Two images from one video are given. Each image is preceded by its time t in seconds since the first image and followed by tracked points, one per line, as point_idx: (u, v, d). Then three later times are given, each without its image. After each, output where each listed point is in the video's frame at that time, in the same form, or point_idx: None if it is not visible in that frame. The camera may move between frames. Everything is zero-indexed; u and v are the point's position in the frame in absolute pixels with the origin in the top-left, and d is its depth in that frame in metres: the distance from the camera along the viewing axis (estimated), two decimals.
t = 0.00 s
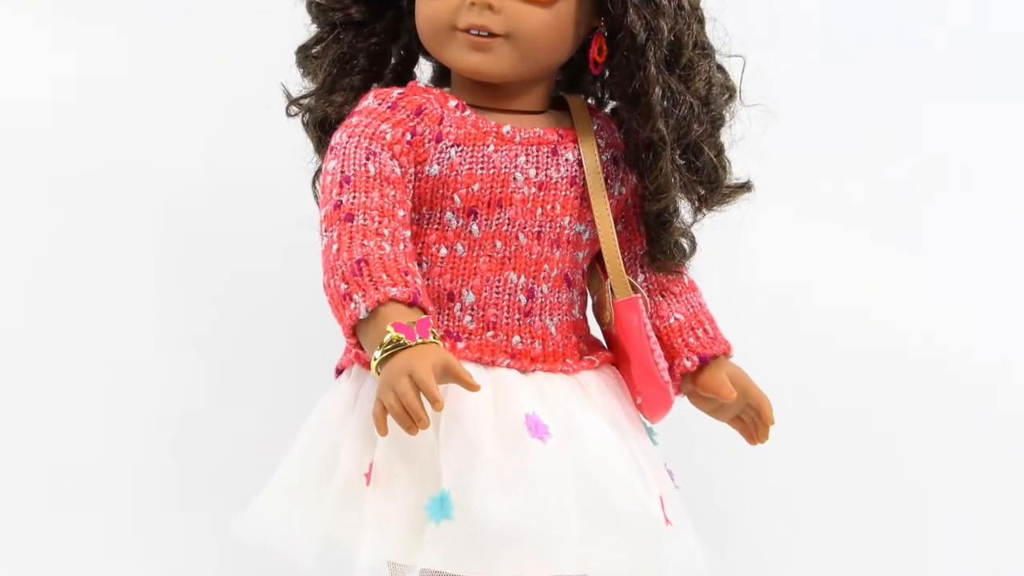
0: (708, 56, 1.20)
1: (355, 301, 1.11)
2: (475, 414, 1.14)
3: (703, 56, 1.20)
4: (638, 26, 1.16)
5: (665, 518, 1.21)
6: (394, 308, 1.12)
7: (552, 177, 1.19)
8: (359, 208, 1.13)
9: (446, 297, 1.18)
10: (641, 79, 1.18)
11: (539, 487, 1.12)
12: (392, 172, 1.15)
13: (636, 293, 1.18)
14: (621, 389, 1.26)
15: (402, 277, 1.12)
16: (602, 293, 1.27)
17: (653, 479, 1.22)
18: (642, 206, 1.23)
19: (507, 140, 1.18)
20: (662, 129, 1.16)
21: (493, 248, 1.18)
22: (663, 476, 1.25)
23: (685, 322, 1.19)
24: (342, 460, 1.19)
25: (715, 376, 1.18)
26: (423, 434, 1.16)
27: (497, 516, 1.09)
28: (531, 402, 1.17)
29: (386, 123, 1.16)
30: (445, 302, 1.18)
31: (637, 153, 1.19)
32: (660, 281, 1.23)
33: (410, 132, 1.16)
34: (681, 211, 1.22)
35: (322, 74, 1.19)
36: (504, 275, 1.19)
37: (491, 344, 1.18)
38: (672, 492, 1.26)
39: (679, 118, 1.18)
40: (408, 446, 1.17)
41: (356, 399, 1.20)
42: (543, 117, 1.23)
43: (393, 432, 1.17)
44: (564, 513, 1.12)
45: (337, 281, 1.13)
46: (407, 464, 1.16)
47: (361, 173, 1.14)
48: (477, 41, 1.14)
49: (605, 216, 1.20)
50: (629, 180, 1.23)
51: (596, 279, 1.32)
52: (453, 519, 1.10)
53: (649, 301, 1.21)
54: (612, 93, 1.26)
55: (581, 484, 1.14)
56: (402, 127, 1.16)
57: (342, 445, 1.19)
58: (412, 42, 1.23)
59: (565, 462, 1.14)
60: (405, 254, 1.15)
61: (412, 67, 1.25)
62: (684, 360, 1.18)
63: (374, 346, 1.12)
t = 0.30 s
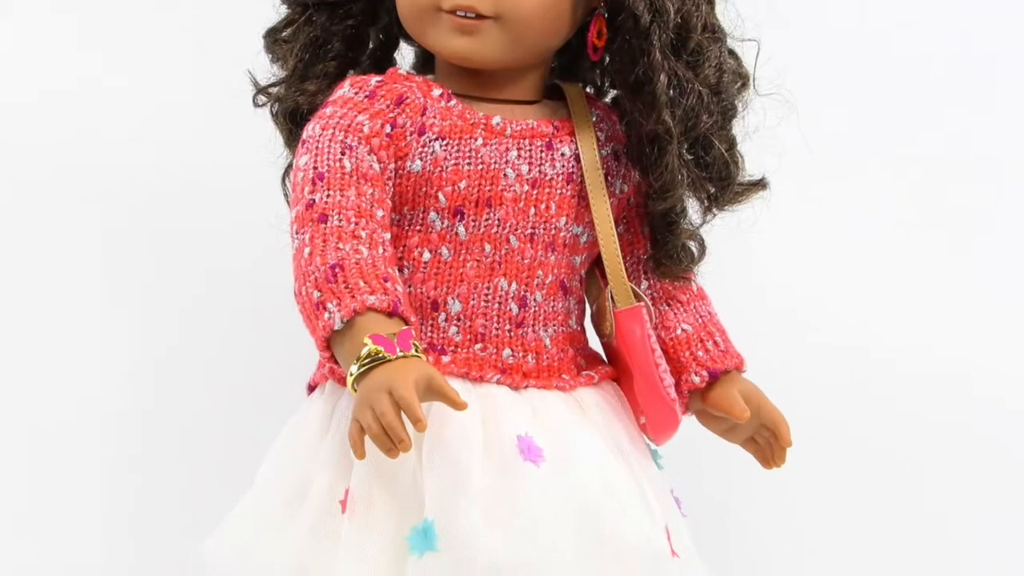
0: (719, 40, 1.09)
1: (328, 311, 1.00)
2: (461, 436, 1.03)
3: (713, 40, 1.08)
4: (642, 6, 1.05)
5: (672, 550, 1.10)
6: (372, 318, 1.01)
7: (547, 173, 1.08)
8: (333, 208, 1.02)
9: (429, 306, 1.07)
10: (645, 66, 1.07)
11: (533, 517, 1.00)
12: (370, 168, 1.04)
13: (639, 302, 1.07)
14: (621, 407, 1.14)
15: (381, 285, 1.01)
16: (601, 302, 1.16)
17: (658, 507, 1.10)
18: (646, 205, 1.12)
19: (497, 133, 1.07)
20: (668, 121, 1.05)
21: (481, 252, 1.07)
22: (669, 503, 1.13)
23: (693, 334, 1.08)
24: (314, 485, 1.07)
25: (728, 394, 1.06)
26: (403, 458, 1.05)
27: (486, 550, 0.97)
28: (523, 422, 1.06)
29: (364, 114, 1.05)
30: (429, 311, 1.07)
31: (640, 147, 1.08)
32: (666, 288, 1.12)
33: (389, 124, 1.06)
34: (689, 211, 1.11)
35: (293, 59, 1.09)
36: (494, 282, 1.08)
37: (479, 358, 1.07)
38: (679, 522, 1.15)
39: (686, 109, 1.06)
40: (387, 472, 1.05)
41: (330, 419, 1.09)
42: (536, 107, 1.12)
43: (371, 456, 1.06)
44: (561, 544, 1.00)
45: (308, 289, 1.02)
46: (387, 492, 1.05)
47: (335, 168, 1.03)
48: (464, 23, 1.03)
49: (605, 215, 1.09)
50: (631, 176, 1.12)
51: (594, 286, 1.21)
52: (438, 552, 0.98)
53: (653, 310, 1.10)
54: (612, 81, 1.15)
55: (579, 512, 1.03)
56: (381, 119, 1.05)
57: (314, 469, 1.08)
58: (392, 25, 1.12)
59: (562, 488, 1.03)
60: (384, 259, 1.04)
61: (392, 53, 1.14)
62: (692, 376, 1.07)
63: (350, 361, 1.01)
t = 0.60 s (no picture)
0: (730, 23, 0.98)
1: (301, 321, 0.90)
2: (447, 458, 0.93)
3: (725, 23, 0.98)
4: None
5: None
6: (349, 329, 0.91)
7: (541, 169, 0.99)
8: (306, 207, 0.93)
9: (411, 316, 0.97)
10: (649, 52, 0.98)
11: (527, 547, 0.90)
12: (346, 164, 0.95)
13: (642, 311, 0.97)
14: (622, 426, 1.05)
15: (359, 292, 0.92)
16: (599, 311, 1.06)
17: (664, 537, 1.00)
18: (650, 204, 1.02)
19: (486, 125, 0.98)
20: (674, 112, 0.96)
21: (469, 256, 0.97)
22: (676, 533, 1.03)
23: (702, 346, 0.99)
24: (284, 513, 0.97)
25: (740, 412, 0.97)
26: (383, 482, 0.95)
27: None
28: (515, 443, 0.96)
29: (340, 104, 0.96)
30: (411, 321, 0.97)
31: (644, 141, 0.99)
32: (673, 296, 1.02)
33: (368, 115, 0.96)
34: (698, 211, 1.02)
35: (263, 45, 0.99)
36: (482, 288, 0.98)
37: (467, 373, 0.98)
38: (686, 553, 1.04)
39: (693, 99, 0.97)
40: (365, 499, 0.95)
41: (303, 441, 0.99)
42: (529, 97, 1.03)
43: (347, 482, 0.96)
44: None
45: (279, 296, 0.92)
46: (366, 521, 0.94)
47: (308, 164, 0.93)
48: (450, 4, 0.93)
49: (604, 214, 0.99)
50: (633, 173, 1.03)
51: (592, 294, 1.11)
52: None
53: (658, 319, 1.00)
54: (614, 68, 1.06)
55: (576, 541, 0.92)
56: (359, 110, 0.96)
57: (285, 495, 0.98)
58: (371, 6, 1.03)
59: (559, 515, 0.93)
60: (362, 263, 0.94)
61: (371, 38, 1.05)
62: (701, 392, 0.97)
63: (324, 376, 0.91)
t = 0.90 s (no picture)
0: (740, 8, 0.91)
1: (276, 330, 0.83)
2: (434, 478, 0.86)
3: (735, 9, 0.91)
4: None
5: None
6: (328, 338, 0.84)
7: (536, 166, 0.92)
8: (281, 207, 0.85)
9: (396, 324, 0.90)
10: (653, 39, 0.91)
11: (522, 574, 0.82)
12: (326, 160, 0.88)
13: (645, 319, 0.90)
14: (623, 443, 0.97)
15: (339, 299, 0.85)
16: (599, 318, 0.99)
17: (669, 562, 0.93)
18: (653, 203, 0.95)
19: (477, 118, 0.90)
20: (680, 104, 0.88)
21: (459, 259, 0.90)
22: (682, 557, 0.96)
23: (710, 356, 0.91)
24: (259, 539, 0.89)
25: (752, 429, 0.90)
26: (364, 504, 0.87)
27: None
28: (508, 462, 0.88)
29: (319, 95, 0.88)
30: (396, 329, 0.90)
31: (646, 135, 0.91)
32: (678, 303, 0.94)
33: (349, 108, 0.89)
34: (706, 211, 0.94)
35: (235, 31, 0.93)
36: (473, 295, 0.91)
37: (456, 386, 0.90)
38: None
39: (700, 91, 0.90)
40: (345, 523, 0.88)
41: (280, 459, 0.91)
42: (523, 88, 0.96)
43: (326, 504, 0.88)
44: None
45: (252, 303, 0.85)
46: (346, 546, 0.87)
47: (284, 160, 0.86)
48: None
49: (605, 215, 0.92)
50: (635, 170, 0.96)
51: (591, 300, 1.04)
52: None
53: (663, 327, 0.93)
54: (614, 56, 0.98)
55: (576, 568, 0.85)
56: (339, 101, 0.89)
57: (259, 521, 0.90)
58: None
59: (556, 538, 0.85)
60: (342, 268, 0.87)
61: (352, 24, 0.97)
62: (708, 406, 0.90)
63: (301, 391, 0.84)
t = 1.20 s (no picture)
0: None
1: (257, 337, 0.78)
2: (424, 494, 0.81)
3: None
4: None
5: None
6: (312, 346, 0.79)
7: (532, 164, 0.87)
8: (263, 206, 0.81)
9: (384, 331, 0.85)
10: (655, 29, 0.86)
11: None
12: (310, 158, 0.83)
13: (648, 326, 0.85)
14: (623, 456, 0.92)
15: (324, 305, 0.80)
16: (598, 324, 0.94)
17: None
18: (655, 203, 0.90)
19: (469, 113, 0.86)
20: (684, 98, 0.84)
21: (450, 262, 0.85)
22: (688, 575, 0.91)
23: (716, 365, 0.87)
24: (239, 559, 0.84)
25: (762, 441, 0.85)
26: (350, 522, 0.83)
27: None
28: (502, 476, 0.84)
29: (302, 88, 0.84)
30: (384, 336, 0.85)
31: (648, 131, 0.86)
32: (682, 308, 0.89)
33: (334, 102, 0.84)
34: (711, 210, 0.90)
35: (213, 20, 0.89)
36: (465, 300, 0.86)
37: (447, 397, 0.85)
38: None
39: (705, 84, 0.85)
40: (331, 541, 0.83)
41: (263, 472, 0.87)
42: (519, 82, 0.91)
43: (310, 522, 0.84)
44: None
45: (233, 308, 0.80)
46: (332, 566, 0.82)
47: (266, 157, 0.81)
48: None
49: (605, 216, 0.87)
50: (637, 167, 0.91)
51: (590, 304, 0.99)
52: None
53: (666, 334, 0.88)
54: (615, 47, 0.94)
55: None
56: (324, 96, 0.84)
57: (240, 541, 0.85)
58: None
59: (552, 557, 0.81)
60: (328, 272, 0.82)
61: (338, 14, 0.94)
62: (714, 417, 0.85)
63: (283, 402, 0.79)
